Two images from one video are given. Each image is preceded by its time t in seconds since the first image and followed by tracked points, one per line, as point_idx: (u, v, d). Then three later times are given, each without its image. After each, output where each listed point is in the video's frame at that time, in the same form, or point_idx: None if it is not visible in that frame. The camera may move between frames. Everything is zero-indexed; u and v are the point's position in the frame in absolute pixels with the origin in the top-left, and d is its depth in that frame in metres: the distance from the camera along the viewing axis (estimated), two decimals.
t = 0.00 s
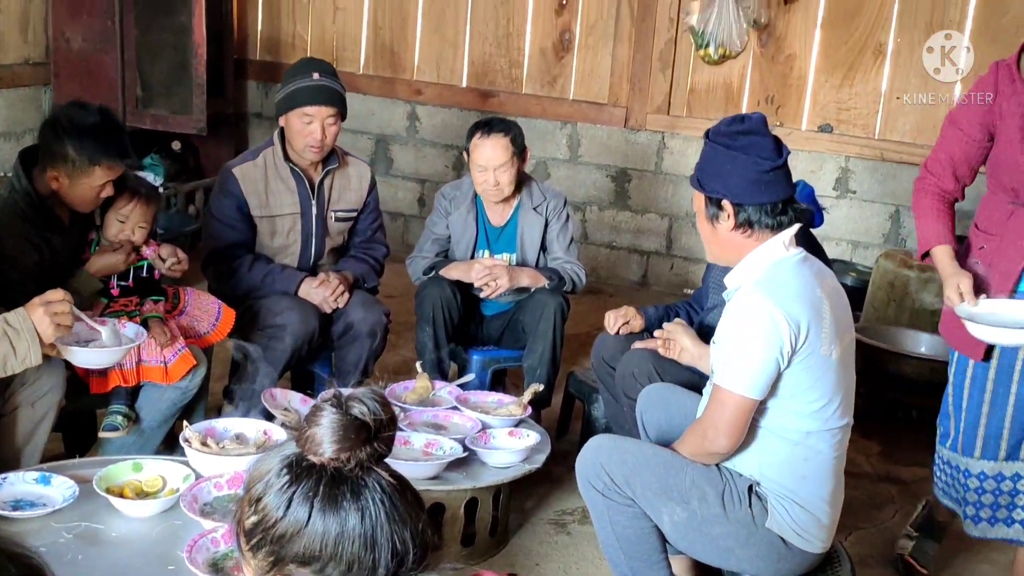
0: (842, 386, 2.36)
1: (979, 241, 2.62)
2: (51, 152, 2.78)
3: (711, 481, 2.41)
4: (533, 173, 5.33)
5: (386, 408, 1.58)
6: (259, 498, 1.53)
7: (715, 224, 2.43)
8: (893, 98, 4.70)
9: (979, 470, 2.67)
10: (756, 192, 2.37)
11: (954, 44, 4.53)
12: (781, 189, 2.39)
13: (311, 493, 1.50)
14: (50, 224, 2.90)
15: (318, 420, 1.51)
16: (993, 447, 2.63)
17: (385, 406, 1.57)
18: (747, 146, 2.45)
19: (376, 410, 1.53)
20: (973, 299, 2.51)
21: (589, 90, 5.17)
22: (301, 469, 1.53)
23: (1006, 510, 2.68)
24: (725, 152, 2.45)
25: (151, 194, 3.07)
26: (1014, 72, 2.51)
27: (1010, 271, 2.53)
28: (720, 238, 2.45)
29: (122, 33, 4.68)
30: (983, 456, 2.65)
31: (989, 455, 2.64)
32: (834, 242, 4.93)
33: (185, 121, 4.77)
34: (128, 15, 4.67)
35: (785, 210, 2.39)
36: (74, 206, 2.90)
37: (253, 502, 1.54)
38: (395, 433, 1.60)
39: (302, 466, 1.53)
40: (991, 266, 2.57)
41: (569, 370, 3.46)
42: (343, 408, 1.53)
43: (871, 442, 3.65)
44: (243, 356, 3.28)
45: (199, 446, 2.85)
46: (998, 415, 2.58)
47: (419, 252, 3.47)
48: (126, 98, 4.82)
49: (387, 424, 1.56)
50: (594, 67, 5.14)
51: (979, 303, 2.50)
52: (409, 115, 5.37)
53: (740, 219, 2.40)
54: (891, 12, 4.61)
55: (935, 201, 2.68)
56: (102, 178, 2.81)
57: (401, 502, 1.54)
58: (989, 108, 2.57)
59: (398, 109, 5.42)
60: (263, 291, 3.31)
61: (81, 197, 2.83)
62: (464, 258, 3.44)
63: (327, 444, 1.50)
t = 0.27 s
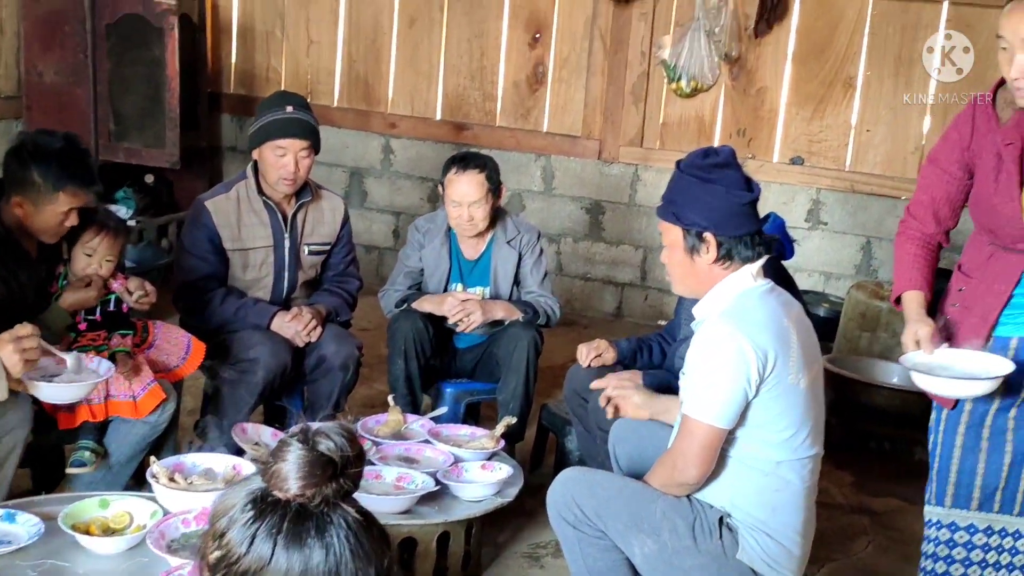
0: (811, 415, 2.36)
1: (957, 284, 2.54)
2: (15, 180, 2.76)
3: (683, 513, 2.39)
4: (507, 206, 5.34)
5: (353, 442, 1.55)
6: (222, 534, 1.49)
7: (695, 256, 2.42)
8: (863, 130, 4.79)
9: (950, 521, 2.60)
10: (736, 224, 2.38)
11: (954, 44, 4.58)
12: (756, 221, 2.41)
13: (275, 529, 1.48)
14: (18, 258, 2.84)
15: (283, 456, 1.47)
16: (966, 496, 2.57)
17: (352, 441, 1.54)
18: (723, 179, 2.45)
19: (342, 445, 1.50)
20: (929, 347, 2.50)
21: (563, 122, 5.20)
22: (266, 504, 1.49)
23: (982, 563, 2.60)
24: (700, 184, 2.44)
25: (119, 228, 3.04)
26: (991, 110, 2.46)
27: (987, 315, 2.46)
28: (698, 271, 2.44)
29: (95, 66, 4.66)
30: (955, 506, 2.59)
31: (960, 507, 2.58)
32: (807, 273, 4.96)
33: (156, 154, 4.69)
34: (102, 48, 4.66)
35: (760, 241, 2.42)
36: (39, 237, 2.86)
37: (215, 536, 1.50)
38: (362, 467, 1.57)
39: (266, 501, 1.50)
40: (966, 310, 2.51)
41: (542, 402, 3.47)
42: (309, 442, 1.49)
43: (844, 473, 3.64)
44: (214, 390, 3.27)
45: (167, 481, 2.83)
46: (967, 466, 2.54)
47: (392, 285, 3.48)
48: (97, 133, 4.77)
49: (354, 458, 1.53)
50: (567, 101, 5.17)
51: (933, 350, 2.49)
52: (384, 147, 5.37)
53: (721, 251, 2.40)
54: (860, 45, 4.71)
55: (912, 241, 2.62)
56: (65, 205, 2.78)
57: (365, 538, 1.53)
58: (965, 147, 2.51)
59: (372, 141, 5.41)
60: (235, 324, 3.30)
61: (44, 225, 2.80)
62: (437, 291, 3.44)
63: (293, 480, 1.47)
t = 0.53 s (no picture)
0: (762, 437, 2.36)
1: (884, 324, 2.45)
2: None
3: (637, 539, 2.37)
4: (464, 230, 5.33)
5: (302, 471, 1.61)
6: (167, 559, 1.55)
7: (654, 279, 2.40)
8: (816, 155, 4.86)
9: None
10: (693, 247, 2.39)
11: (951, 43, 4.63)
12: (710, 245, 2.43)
13: (221, 558, 1.53)
14: None
15: (232, 486, 1.52)
16: (898, 554, 2.45)
17: (302, 470, 1.59)
18: (679, 202, 2.46)
19: (292, 475, 1.55)
20: (843, 382, 2.45)
21: (519, 147, 5.20)
22: (212, 532, 1.55)
23: None
24: (656, 207, 2.43)
25: (68, 253, 2.99)
26: (920, 141, 2.39)
27: (913, 354, 2.37)
28: (657, 296, 2.42)
29: (47, 91, 4.56)
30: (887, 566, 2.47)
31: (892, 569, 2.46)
32: (761, 297, 5.00)
33: (108, 180, 4.61)
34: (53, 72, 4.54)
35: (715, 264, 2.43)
36: None
37: (161, 560, 1.56)
38: (310, 496, 1.63)
39: (213, 531, 1.55)
40: (891, 349, 2.41)
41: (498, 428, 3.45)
42: (259, 472, 1.54)
43: (798, 496, 3.66)
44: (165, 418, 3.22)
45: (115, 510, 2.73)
46: (898, 520, 2.41)
47: (347, 309, 3.45)
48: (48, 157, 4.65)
49: (303, 489, 1.58)
50: (523, 125, 5.17)
51: (847, 386, 2.45)
52: (339, 172, 5.35)
53: (681, 274, 2.39)
54: (812, 71, 4.78)
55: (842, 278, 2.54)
56: None
57: (311, 567, 1.59)
58: (893, 180, 2.43)
59: (328, 166, 5.39)
60: (187, 350, 3.25)
61: None
62: (393, 316, 3.42)
63: (241, 511, 1.52)
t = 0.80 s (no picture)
0: (735, 448, 2.37)
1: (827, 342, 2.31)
2: None
3: (614, 551, 2.34)
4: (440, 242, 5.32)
5: (278, 488, 1.61)
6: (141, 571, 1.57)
7: (633, 291, 2.39)
8: (791, 167, 4.89)
9: None
10: (670, 259, 2.39)
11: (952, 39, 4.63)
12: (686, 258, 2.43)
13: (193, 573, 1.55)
14: None
15: (205, 502, 1.53)
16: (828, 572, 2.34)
17: (276, 486, 1.60)
18: (656, 217, 2.46)
19: (265, 492, 1.56)
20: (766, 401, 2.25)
21: (495, 158, 5.20)
22: (185, 546, 1.57)
23: None
24: (633, 219, 2.43)
25: (39, 264, 2.94)
26: (863, 148, 2.24)
27: (848, 372, 2.23)
28: (634, 308, 2.41)
29: (20, 100, 4.52)
30: None
31: None
32: (738, 308, 5.01)
33: (81, 190, 4.56)
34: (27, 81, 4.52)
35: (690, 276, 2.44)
36: None
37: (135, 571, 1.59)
38: (287, 514, 1.63)
39: (186, 545, 1.57)
40: (829, 365, 2.27)
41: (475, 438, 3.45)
42: (233, 488, 1.55)
43: (774, 508, 3.66)
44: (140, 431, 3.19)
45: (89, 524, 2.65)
46: (827, 538, 2.32)
47: (323, 320, 3.44)
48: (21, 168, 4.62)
49: (276, 506, 1.59)
50: (499, 137, 5.17)
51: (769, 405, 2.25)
52: (315, 183, 5.33)
53: (659, 285, 2.39)
54: (787, 84, 4.82)
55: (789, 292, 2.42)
56: None
57: None
58: (838, 189, 2.30)
59: (304, 178, 5.38)
60: (162, 362, 3.23)
61: None
62: (370, 327, 3.41)
63: (214, 526, 1.52)
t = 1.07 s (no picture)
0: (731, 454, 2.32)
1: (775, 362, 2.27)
2: None
3: (608, 557, 2.32)
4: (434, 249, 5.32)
5: (275, 499, 1.55)
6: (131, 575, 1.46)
7: (631, 296, 2.38)
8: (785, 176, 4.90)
9: None
10: (667, 268, 2.38)
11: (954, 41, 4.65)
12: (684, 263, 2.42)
13: None
14: None
15: (202, 505, 1.46)
16: None
17: (274, 499, 1.53)
18: (656, 222, 2.46)
19: (263, 501, 1.49)
20: (692, 418, 2.16)
21: (489, 167, 5.20)
22: (180, 551, 1.47)
23: None
24: (631, 220, 2.43)
25: (35, 272, 2.93)
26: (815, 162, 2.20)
27: (792, 397, 2.19)
28: (630, 312, 2.40)
29: (14, 107, 4.52)
30: None
31: None
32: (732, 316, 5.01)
33: (75, 199, 4.61)
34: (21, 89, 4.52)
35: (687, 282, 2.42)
36: None
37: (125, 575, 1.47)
38: (281, 528, 1.56)
39: (179, 549, 1.47)
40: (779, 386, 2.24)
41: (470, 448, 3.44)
42: (230, 495, 1.48)
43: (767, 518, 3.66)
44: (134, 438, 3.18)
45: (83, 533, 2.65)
46: (775, 567, 2.26)
47: (317, 328, 3.44)
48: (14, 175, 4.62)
49: (273, 518, 1.52)
50: (493, 146, 5.17)
51: (694, 423, 2.16)
52: (309, 191, 5.34)
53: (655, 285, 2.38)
54: (780, 93, 4.83)
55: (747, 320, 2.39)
56: None
57: None
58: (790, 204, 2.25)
59: (297, 185, 5.38)
60: (157, 368, 3.22)
61: None
62: (364, 335, 3.41)
63: (209, 530, 1.44)
